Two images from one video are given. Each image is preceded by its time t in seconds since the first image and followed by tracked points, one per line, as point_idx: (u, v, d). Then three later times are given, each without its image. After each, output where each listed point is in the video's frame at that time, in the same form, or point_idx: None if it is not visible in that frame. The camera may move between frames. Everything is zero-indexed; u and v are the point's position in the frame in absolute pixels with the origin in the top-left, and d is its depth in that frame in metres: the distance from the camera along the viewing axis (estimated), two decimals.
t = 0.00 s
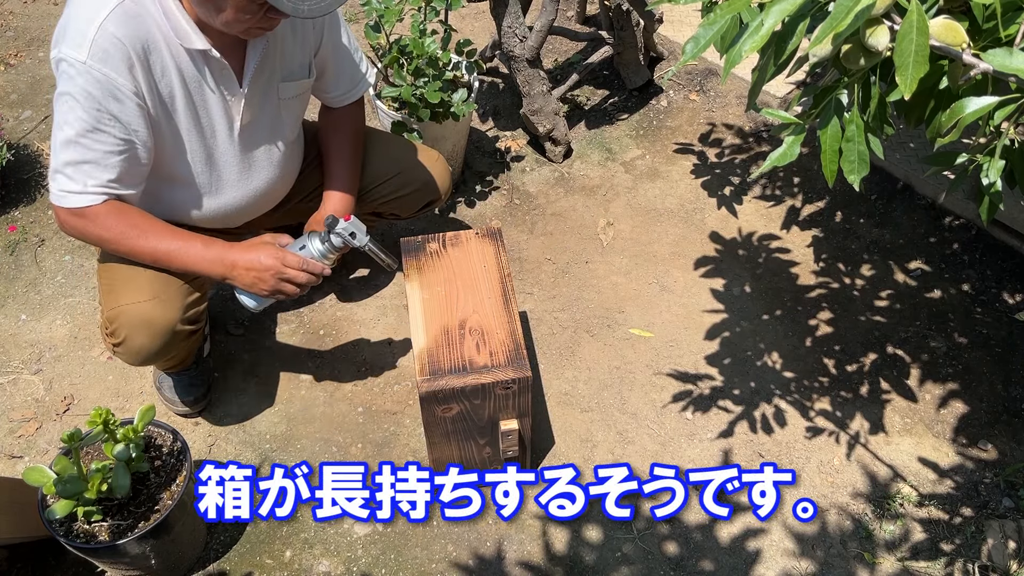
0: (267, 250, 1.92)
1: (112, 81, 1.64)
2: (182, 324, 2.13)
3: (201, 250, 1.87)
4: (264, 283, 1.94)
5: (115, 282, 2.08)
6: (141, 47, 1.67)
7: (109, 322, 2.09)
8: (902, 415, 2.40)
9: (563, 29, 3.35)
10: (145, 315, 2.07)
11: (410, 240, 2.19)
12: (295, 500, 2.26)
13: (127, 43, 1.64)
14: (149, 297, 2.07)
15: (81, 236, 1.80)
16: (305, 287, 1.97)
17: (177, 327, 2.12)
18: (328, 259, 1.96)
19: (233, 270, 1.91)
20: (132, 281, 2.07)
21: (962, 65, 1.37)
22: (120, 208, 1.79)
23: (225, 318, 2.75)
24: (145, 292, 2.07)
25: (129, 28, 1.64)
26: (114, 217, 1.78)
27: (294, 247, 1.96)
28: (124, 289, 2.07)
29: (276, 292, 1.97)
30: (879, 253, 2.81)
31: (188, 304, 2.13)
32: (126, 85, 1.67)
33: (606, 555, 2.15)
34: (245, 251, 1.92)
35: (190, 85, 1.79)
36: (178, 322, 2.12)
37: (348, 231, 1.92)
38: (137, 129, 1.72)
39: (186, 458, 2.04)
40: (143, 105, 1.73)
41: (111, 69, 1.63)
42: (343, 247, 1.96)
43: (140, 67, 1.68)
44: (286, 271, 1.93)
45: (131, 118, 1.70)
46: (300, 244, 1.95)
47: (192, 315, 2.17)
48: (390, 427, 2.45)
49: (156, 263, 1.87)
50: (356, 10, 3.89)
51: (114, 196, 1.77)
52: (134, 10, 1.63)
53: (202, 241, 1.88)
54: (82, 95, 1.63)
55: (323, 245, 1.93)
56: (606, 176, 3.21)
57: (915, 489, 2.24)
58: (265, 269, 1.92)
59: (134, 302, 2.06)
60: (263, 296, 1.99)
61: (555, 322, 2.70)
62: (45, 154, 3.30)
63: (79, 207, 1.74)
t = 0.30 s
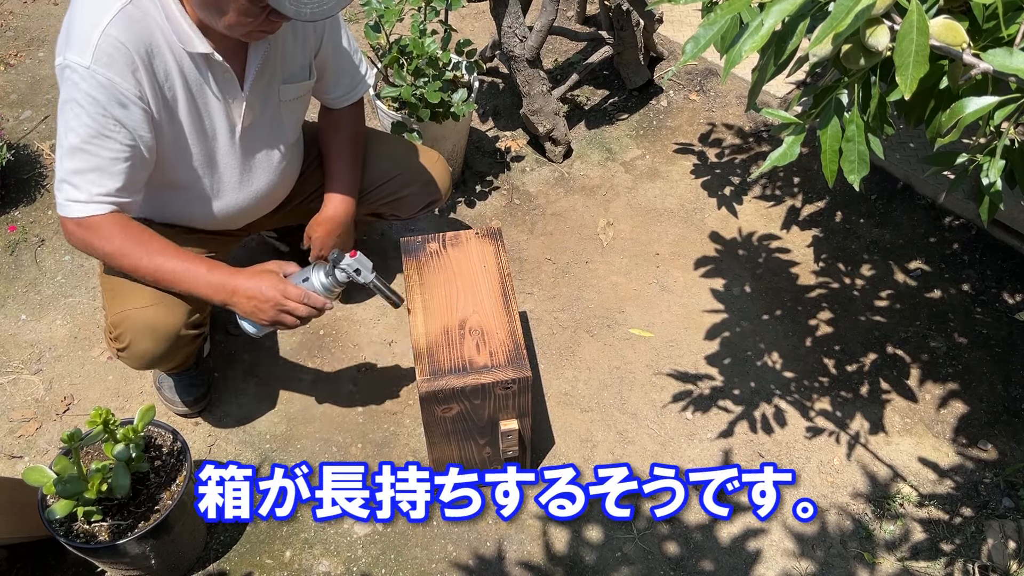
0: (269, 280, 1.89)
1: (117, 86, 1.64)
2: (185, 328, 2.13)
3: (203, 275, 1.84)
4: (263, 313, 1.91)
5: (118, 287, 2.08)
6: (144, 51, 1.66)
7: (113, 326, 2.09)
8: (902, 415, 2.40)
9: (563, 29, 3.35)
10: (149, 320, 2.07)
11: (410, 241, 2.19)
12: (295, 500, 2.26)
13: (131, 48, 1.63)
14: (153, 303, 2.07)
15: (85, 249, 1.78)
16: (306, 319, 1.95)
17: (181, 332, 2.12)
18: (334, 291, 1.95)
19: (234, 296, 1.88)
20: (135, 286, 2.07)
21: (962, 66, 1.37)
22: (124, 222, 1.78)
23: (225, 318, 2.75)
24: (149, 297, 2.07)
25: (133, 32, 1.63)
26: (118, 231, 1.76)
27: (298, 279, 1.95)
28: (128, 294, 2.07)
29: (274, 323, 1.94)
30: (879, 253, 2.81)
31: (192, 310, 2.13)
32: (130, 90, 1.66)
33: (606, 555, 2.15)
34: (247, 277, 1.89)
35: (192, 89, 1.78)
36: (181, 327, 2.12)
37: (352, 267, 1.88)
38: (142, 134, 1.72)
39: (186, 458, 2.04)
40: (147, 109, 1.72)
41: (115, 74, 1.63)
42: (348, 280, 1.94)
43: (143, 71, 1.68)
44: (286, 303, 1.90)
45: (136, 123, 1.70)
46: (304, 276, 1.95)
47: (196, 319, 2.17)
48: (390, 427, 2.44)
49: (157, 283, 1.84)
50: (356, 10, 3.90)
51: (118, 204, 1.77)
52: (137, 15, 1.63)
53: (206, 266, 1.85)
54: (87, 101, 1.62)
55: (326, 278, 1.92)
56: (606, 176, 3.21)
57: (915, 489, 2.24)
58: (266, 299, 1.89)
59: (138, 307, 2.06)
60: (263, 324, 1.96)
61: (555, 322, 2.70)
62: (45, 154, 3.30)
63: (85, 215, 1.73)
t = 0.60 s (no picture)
0: (309, 246, 1.92)
1: (126, 87, 1.64)
2: (189, 329, 2.13)
3: (243, 252, 1.87)
4: (308, 280, 1.94)
5: (122, 289, 2.08)
6: (150, 51, 1.66)
7: (117, 327, 2.09)
8: (902, 415, 2.40)
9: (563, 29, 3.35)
10: (154, 321, 2.07)
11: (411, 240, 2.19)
12: (295, 500, 2.26)
13: (136, 48, 1.64)
14: (157, 304, 2.07)
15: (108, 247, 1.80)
16: (349, 280, 1.98)
17: (185, 332, 2.12)
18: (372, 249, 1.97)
19: (277, 267, 1.91)
20: (139, 288, 2.07)
21: (962, 66, 1.37)
22: (156, 219, 1.80)
23: (225, 318, 2.75)
24: (152, 298, 2.07)
25: (137, 32, 1.63)
26: (153, 230, 1.78)
27: (337, 242, 1.97)
28: (131, 295, 2.07)
29: (320, 288, 1.97)
30: (879, 253, 2.81)
31: (195, 310, 2.13)
32: (139, 91, 1.67)
33: (606, 555, 2.15)
34: (287, 247, 1.92)
35: (199, 88, 1.79)
36: (185, 327, 2.12)
37: (386, 222, 1.90)
38: (151, 134, 1.73)
39: (186, 458, 2.04)
40: (157, 109, 1.73)
41: (123, 75, 1.63)
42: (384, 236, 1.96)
43: (150, 72, 1.68)
44: (330, 266, 1.93)
45: (144, 123, 1.70)
46: (340, 239, 1.97)
47: (199, 319, 2.17)
48: (390, 427, 2.44)
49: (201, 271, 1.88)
50: (356, 10, 3.90)
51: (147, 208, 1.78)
52: (140, 16, 1.63)
53: (244, 243, 1.88)
54: (94, 102, 1.63)
55: (363, 237, 1.94)
56: (606, 176, 3.21)
57: (915, 489, 2.24)
58: (310, 264, 1.92)
59: (142, 309, 2.06)
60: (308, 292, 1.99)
61: (555, 323, 2.70)
62: (45, 154, 3.30)
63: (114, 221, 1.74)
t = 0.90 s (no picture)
0: (333, 260, 1.86)
1: (137, 86, 1.64)
2: (192, 328, 2.13)
3: (267, 262, 1.83)
4: (329, 294, 1.88)
5: (125, 288, 2.08)
6: (158, 49, 1.66)
7: (121, 327, 2.09)
8: (902, 415, 2.40)
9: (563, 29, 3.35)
10: (157, 320, 2.07)
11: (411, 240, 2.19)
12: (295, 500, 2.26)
13: (145, 47, 1.63)
14: (160, 303, 2.07)
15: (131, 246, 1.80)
16: (371, 300, 1.91)
17: (188, 331, 2.12)
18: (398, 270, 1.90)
19: (299, 280, 1.86)
20: (143, 287, 2.07)
21: (962, 65, 1.37)
22: (180, 224, 1.78)
23: (225, 318, 2.75)
24: (156, 297, 2.07)
25: (145, 31, 1.63)
26: (176, 233, 1.77)
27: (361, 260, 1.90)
28: (135, 294, 2.07)
29: (340, 305, 1.91)
30: (879, 253, 2.81)
31: (199, 309, 2.13)
32: (149, 89, 1.67)
33: (606, 555, 2.15)
34: (311, 260, 1.87)
35: (207, 84, 1.79)
36: (189, 326, 2.12)
37: (415, 243, 1.83)
38: (160, 133, 1.73)
39: (186, 458, 2.04)
40: (167, 107, 1.73)
41: (134, 74, 1.63)
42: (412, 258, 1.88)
43: (160, 70, 1.68)
44: (352, 283, 1.86)
45: (154, 122, 1.70)
46: (366, 257, 1.89)
47: (203, 318, 2.17)
48: (390, 427, 2.44)
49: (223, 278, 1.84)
50: (356, 10, 3.90)
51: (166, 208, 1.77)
52: (148, 14, 1.63)
53: (269, 253, 1.84)
54: (104, 100, 1.63)
55: (390, 257, 1.87)
56: (606, 176, 3.21)
57: (915, 489, 2.24)
58: (332, 279, 1.86)
59: (145, 308, 2.06)
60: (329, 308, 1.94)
61: (555, 323, 2.70)
62: (45, 154, 3.30)
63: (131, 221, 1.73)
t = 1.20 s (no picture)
0: (334, 231, 1.91)
1: (137, 82, 1.64)
2: (196, 328, 2.13)
3: (270, 239, 1.87)
4: (334, 264, 1.93)
5: (128, 288, 2.08)
6: (158, 46, 1.66)
7: (124, 327, 2.09)
8: (902, 415, 2.40)
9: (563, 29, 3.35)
10: (161, 321, 2.07)
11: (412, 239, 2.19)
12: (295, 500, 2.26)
13: (145, 44, 1.64)
14: (164, 304, 2.07)
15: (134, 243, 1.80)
16: (373, 264, 1.96)
17: (192, 332, 2.13)
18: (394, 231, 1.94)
19: (303, 253, 1.90)
20: (145, 287, 2.07)
21: (962, 66, 1.37)
22: (181, 215, 1.79)
23: (225, 318, 2.75)
24: (160, 298, 2.07)
25: (144, 28, 1.63)
26: (179, 224, 1.78)
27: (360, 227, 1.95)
28: (138, 295, 2.07)
29: (345, 273, 1.96)
30: (879, 253, 2.81)
31: (203, 310, 2.13)
32: (149, 86, 1.67)
33: (606, 555, 2.15)
34: (313, 233, 1.91)
35: (208, 81, 1.79)
36: (193, 327, 2.12)
37: (409, 204, 1.87)
38: (161, 129, 1.73)
39: (186, 458, 2.04)
40: (168, 104, 1.73)
41: (134, 70, 1.63)
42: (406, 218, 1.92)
43: (160, 67, 1.68)
44: (355, 250, 1.91)
45: (156, 119, 1.70)
46: (363, 223, 1.94)
47: (206, 319, 2.17)
48: (390, 427, 2.44)
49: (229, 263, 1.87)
50: (355, 10, 3.90)
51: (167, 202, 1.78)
52: (147, 11, 1.63)
53: (270, 230, 1.88)
54: (105, 98, 1.63)
55: (386, 221, 1.91)
56: (606, 176, 3.21)
57: (915, 489, 2.24)
58: (335, 249, 1.90)
59: (149, 308, 2.06)
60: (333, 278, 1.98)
61: (555, 323, 2.70)
62: (45, 154, 3.30)
63: (134, 216, 1.74)
